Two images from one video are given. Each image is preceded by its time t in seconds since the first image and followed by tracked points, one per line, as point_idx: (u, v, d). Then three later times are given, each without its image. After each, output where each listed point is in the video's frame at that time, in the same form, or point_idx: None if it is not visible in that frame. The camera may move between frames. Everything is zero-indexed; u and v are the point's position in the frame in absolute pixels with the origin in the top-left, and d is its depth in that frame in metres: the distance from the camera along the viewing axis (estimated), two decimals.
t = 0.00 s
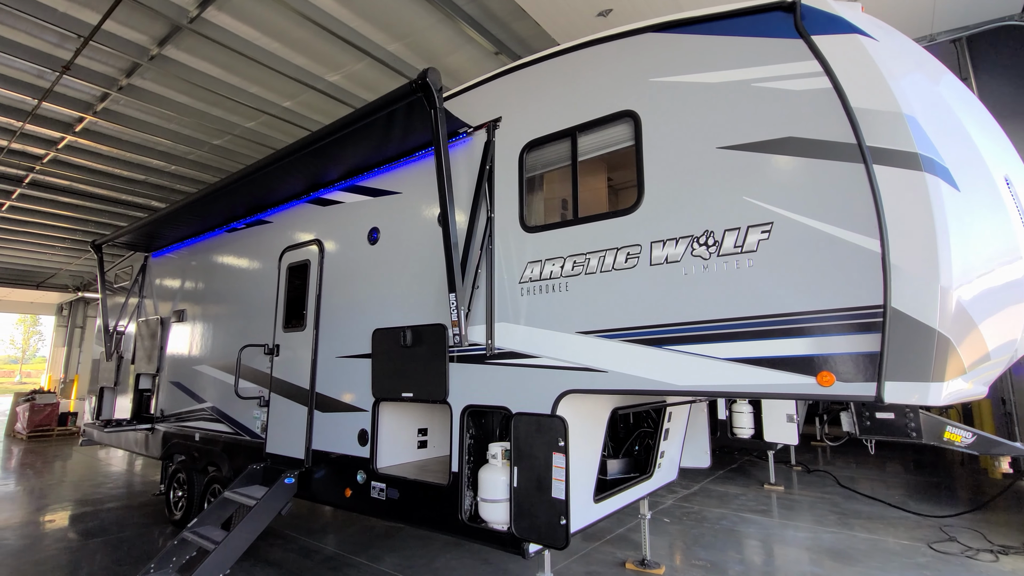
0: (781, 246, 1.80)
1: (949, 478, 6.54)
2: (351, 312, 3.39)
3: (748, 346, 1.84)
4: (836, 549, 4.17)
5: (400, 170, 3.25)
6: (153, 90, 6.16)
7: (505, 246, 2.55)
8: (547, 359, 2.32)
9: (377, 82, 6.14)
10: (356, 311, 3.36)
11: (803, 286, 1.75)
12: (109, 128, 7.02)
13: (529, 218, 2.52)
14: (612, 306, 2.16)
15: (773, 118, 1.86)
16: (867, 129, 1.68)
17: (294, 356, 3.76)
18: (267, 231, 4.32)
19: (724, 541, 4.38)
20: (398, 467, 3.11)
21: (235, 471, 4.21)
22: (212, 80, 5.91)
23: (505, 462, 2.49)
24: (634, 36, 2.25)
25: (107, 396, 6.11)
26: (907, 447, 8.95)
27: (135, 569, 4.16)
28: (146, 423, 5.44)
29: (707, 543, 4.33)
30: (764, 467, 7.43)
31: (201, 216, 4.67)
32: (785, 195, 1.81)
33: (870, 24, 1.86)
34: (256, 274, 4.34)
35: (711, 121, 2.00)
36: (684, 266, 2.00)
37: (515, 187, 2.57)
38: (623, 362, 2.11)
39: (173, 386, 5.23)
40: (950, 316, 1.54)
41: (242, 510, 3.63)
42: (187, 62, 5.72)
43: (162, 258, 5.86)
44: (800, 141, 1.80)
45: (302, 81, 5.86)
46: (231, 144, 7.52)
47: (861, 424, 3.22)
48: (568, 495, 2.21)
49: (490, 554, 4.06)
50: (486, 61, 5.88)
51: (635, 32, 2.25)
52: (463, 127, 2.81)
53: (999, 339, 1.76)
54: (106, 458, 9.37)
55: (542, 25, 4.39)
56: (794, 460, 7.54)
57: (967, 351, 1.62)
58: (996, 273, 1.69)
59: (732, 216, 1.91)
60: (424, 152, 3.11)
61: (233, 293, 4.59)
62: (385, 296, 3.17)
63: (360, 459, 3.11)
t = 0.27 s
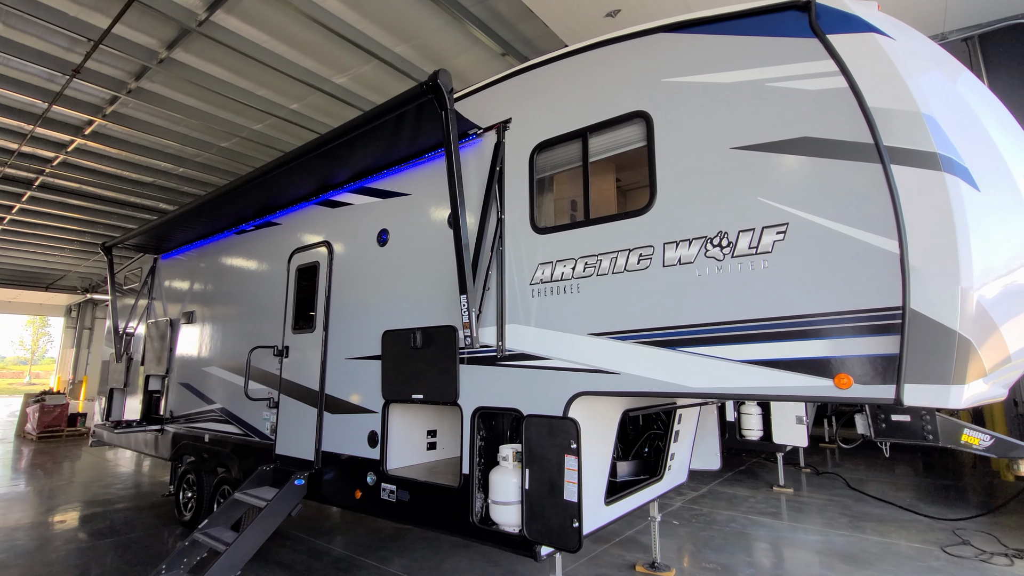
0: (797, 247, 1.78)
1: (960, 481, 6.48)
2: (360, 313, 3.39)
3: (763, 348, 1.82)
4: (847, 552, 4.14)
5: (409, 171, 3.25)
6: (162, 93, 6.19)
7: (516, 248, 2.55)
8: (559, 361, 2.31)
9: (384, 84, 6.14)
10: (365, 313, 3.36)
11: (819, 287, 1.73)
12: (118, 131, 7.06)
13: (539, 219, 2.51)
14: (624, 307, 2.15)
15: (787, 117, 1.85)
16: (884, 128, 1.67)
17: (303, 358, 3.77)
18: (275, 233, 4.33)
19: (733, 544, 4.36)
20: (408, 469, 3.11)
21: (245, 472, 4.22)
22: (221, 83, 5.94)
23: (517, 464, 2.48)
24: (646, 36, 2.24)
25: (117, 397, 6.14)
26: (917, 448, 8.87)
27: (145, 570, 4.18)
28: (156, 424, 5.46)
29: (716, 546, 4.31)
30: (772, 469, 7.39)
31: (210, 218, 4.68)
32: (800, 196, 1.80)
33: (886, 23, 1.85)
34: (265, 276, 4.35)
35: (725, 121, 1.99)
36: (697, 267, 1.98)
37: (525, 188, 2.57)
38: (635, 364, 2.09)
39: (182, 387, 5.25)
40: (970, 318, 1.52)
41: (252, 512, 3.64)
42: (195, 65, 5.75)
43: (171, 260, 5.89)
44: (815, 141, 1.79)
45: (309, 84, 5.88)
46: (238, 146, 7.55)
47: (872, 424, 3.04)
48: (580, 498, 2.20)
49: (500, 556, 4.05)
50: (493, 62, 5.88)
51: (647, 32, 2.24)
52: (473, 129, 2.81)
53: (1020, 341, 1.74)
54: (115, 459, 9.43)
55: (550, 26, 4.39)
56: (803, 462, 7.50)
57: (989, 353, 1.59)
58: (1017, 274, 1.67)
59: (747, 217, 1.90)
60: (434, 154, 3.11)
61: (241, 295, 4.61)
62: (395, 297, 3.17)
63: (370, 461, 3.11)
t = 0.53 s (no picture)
0: (813, 248, 1.78)
1: (970, 482, 6.43)
2: (370, 314, 3.40)
3: (779, 349, 1.82)
4: (858, 554, 4.12)
5: (419, 173, 3.26)
6: (171, 96, 6.24)
7: (527, 249, 2.55)
8: (571, 363, 2.31)
9: (391, 86, 6.16)
10: (375, 314, 3.37)
11: (834, 289, 1.73)
12: (127, 134, 7.11)
13: (550, 221, 2.51)
14: (637, 308, 2.15)
15: (802, 118, 1.86)
16: (901, 129, 1.67)
17: (313, 359, 3.78)
18: (284, 235, 4.35)
19: (742, 546, 4.34)
20: (418, 470, 3.11)
21: (255, 472, 4.23)
22: (229, 86, 5.97)
23: (528, 466, 2.48)
24: (659, 38, 2.24)
25: (126, 398, 6.18)
26: (926, 450, 8.81)
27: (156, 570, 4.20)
28: (166, 425, 5.49)
29: (725, 548, 4.30)
30: (780, 470, 7.36)
31: (219, 220, 4.71)
32: (816, 197, 1.80)
33: (902, 23, 1.84)
34: (274, 277, 4.37)
35: (739, 122, 1.99)
36: (711, 268, 1.98)
37: (536, 190, 2.57)
38: (649, 365, 2.09)
39: (191, 388, 5.27)
40: (990, 319, 1.52)
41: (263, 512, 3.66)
42: (204, 68, 5.79)
43: (180, 262, 5.92)
44: (831, 142, 1.79)
45: (317, 86, 5.91)
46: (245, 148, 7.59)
47: (884, 419, 3.11)
48: (593, 499, 2.20)
49: (509, 558, 4.05)
50: (499, 63, 5.88)
51: (659, 33, 2.24)
52: (484, 130, 2.81)
53: None
54: (124, 459, 9.49)
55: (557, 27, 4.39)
56: (811, 463, 7.46)
57: (1008, 354, 1.59)
58: None
59: (761, 218, 1.90)
60: (444, 155, 3.12)
61: (250, 297, 4.62)
62: (405, 298, 3.18)
63: (380, 462, 3.12)
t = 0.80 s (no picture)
0: (828, 250, 1.79)
1: (979, 484, 6.39)
2: (379, 316, 3.40)
3: (794, 352, 1.82)
4: (867, 556, 4.10)
5: (429, 175, 3.27)
6: (179, 99, 6.28)
7: (539, 251, 2.55)
8: (583, 364, 2.32)
9: (398, 88, 6.17)
10: (384, 316, 3.37)
11: (850, 291, 1.74)
12: (135, 136, 7.15)
13: (561, 223, 2.52)
14: (650, 310, 2.15)
15: (818, 121, 1.86)
16: (918, 132, 1.68)
17: (322, 361, 3.79)
18: (293, 237, 4.36)
19: (751, 548, 4.33)
20: (429, 471, 3.12)
21: (264, 473, 4.25)
22: (237, 88, 6.00)
23: (540, 468, 2.47)
24: (671, 40, 2.25)
25: (135, 399, 6.21)
26: (934, 452, 8.75)
27: (166, 570, 4.23)
28: (175, 426, 5.52)
29: (734, 550, 4.29)
30: (788, 472, 7.34)
31: (228, 222, 4.73)
32: (831, 199, 1.80)
33: (916, 23, 1.84)
34: (282, 279, 4.38)
35: (753, 125, 1.99)
36: (724, 270, 1.99)
37: (547, 192, 2.58)
38: (662, 367, 2.09)
39: (200, 389, 5.29)
40: (1008, 322, 1.53)
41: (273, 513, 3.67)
42: (212, 71, 5.82)
43: (189, 263, 5.95)
44: (846, 144, 1.79)
45: (323, 88, 5.93)
46: (252, 150, 7.62)
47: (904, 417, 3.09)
48: (606, 502, 2.20)
49: (518, 559, 4.06)
50: (506, 65, 5.89)
51: (671, 36, 2.25)
52: (494, 133, 2.82)
53: None
54: (132, 460, 9.55)
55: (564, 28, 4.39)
56: (818, 465, 7.43)
57: None
58: None
59: (776, 220, 1.90)
60: (454, 158, 3.13)
61: (259, 299, 4.64)
62: (415, 300, 3.18)
63: (391, 463, 3.12)
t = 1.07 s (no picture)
0: (843, 250, 1.78)
1: (987, 486, 6.36)
2: (387, 316, 3.40)
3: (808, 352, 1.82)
4: (876, 558, 4.09)
5: (438, 176, 3.27)
6: (186, 101, 6.30)
7: (549, 252, 2.55)
8: (594, 365, 2.31)
9: (403, 89, 6.17)
10: (392, 317, 3.37)
11: (864, 291, 1.73)
12: (142, 138, 7.18)
13: (571, 223, 2.52)
14: (661, 311, 2.15)
15: (831, 121, 1.86)
16: (933, 132, 1.67)
17: (330, 361, 3.79)
18: (300, 238, 4.37)
19: (759, 549, 4.32)
20: (437, 472, 3.12)
21: (273, 474, 4.26)
22: (243, 90, 6.02)
23: (550, 468, 2.48)
24: (683, 40, 2.25)
25: (143, 399, 6.24)
26: (941, 453, 8.70)
27: (175, 570, 4.24)
28: (183, 427, 5.53)
29: (742, 551, 4.27)
30: (794, 473, 7.31)
31: (236, 223, 4.74)
32: (845, 199, 1.80)
33: (930, 22, 1.84)
34: (290, 280, 4.39)
35: (766, 125, 1.99)
36: (737, 271, 1.98)
37: (557, 193, 2.58)
38: (674, 368, 2.09)
39: (208, 389, 5.31)
40: None
41: (281, 514, 3.68)
42: (218, 72, 5.84)
43: (196, 265, 5.97)
44: (860, 143, 1.79)
45: (330, 89, 5.95)
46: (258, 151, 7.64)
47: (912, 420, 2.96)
48: (618, 502, 2.20)
49: (525, 560, 4.06)
50: (511, 66, 5.88)
51: (682, 36, 2.25)
52: (504, 134, 2.82)
53: None
54: (139, 460, 9.59)
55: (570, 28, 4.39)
56: (825, 466, 7.40)
57: None
58: None
59: (789, 221, 1.90)
60: (463, 159, 3.13)
61: (266, 300, 4.65)
62: (424, 300, 3.18)
63: (400, 464, 3.13)
